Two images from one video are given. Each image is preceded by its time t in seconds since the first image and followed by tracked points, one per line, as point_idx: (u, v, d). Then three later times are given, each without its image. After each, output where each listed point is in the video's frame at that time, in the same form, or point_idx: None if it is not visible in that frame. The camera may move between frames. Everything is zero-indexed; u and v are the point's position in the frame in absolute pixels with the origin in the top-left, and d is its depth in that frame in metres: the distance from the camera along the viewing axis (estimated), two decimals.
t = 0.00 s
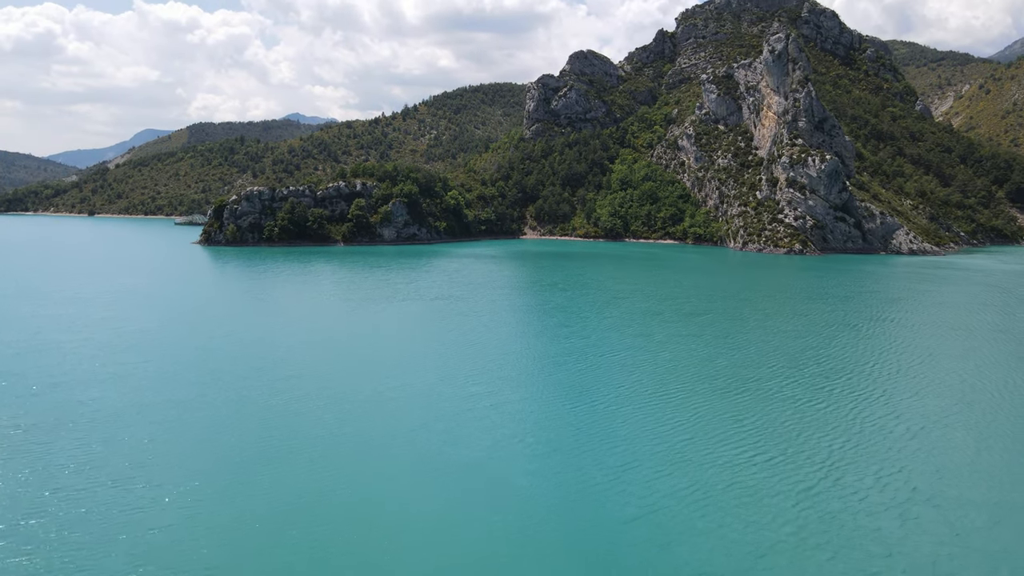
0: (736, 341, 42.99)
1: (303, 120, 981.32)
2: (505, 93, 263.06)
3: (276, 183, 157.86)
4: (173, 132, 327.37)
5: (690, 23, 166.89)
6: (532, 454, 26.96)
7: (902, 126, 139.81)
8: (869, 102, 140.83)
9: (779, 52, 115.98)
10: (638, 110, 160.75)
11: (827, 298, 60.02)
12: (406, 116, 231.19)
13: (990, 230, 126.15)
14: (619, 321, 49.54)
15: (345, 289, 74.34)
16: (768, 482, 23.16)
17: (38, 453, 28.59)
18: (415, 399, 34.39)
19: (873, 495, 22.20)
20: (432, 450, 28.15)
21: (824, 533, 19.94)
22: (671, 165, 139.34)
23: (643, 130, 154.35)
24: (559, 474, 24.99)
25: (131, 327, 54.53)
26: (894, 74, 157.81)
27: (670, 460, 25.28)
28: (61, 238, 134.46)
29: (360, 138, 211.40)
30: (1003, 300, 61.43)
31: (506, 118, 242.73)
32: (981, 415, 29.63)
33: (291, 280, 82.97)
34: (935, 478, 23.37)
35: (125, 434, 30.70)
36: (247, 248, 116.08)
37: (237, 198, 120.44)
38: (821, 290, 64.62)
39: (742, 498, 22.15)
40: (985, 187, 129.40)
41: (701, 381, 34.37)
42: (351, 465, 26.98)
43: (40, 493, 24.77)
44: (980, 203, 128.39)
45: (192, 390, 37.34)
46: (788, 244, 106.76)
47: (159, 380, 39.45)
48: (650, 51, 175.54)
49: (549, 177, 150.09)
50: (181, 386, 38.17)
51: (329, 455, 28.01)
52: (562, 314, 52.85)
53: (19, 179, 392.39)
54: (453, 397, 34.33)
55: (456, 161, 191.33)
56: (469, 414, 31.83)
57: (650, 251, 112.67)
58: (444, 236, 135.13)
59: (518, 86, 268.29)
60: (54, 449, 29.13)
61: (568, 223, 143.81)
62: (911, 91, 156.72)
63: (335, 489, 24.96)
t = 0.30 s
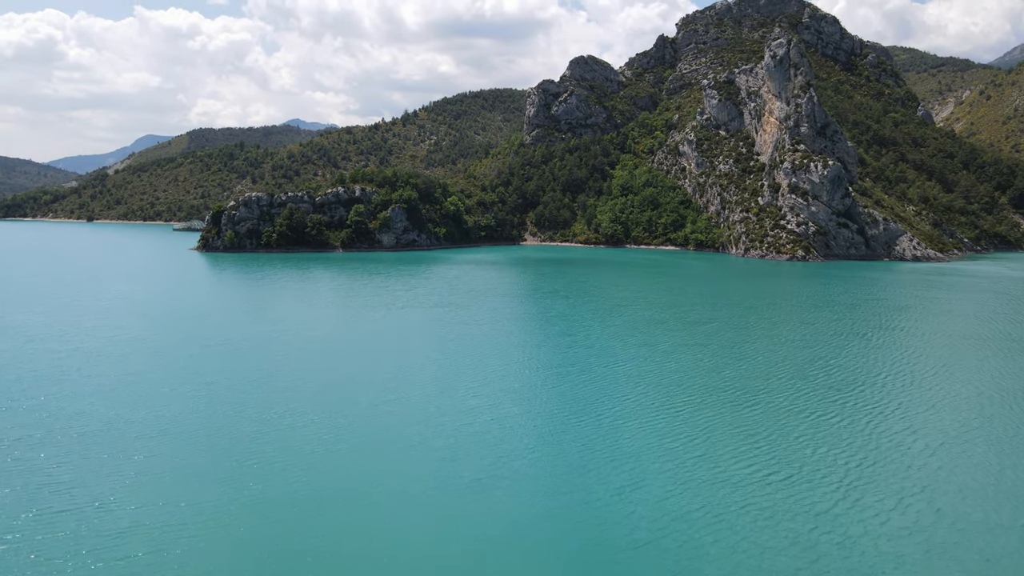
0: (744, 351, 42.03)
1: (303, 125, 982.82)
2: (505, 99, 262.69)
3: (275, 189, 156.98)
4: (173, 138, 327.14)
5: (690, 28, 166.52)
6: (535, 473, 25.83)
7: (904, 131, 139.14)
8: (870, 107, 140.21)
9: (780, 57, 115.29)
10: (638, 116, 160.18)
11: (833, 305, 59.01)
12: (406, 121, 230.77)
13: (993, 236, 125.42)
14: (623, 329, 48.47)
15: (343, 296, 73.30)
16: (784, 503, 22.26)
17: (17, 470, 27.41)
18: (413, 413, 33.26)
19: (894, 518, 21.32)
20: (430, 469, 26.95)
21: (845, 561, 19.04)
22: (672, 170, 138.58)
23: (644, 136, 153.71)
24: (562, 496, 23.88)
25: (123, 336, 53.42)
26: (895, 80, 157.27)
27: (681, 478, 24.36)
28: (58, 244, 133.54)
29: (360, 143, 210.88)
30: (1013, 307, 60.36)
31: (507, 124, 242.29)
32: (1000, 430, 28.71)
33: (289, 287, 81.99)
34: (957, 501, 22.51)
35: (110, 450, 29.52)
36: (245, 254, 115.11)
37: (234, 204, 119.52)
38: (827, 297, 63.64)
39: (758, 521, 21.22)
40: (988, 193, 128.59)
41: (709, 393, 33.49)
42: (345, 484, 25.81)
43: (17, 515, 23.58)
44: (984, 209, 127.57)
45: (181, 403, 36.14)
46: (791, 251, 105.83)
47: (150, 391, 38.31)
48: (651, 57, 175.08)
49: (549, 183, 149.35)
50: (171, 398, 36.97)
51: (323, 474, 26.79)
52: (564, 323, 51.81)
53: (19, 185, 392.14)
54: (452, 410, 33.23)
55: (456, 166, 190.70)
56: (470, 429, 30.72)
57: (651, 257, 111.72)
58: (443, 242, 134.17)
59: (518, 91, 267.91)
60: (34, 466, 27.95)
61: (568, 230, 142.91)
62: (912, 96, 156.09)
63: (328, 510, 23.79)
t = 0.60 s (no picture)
0: (749, 361, 41.02)
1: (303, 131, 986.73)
2: (505, 105, 262.39)
3: (274, 194, 156.27)
4: (173, 144, 326.79)
5: (691, 34, 166.11)
6: (537, 492, 24.73)
7: (906, 137, 138.43)
8: (872, 113, 139.56)
9: (782, 62, 114.55)
10: (639, 121, 159.57)
11: (839, 313, 58.00)
12: (406, 127, 230.39)
13: (996, 243, 124.62)
14: (626, 338, 47.42)
15: (341, 303, 72.24)
16: (801, 525, 21.19)
17: None
18: (410, 427, 32.15)
19: (918, 542, 20.22)
20: (427, 487, 25.82)
21: None
22: (674, 176, 137.82)
23: (645, 141, 153.07)
24: (566, 517, 22.73)
25: (115, 344, 52.34)
26: (897, 86, 156.71)
27: (691, 497, 23.32)
28: (56, 251, 132.61)
29: (360, 149, 210.45)
30: (1022, 315, 59.29)
31: (507, 129, 241.88)
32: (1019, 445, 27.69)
33: (286, 294, 80.98)
34: (981, 522, 21.47)
35: (95, 466, 28.39)
36: (243, 260, 114.21)
37: (232, 210, 118.53)
38: (832, 305, 62.64)
39: (773, 544, 20.17)
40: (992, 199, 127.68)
41: (715, 405, 32.47)
42: (339, 502, 24.77)
43: None
44: (987, 215, 126.71)
45: (171, 415, 35.01)
46: (793, 257, 104.86)
47: (139, 403, 37.17)
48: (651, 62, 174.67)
49: (550, 189, 148.62)
50: (160, 410, 35.85)
51: (315, 492, 25.63)
52: (566, 331, 50.79)
53: (19, 190, 392.13)
54: (451, 423, 32.11)
55: (456, 172, 190.02)
56: (469, 444, 29.61)
57: (652, 264, 110.71)
58: (443, 249, 133.21)
59: (518, 97, 267.65)
60: (14, 482, 26.86)
61: (569, 236, 141.98)
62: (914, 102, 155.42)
63: (317, 532, 22.67)
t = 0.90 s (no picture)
0: (756, 371, 39.95)
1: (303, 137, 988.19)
2: (505, 111, 262.00)
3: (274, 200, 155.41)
4: (173, 150, 326.29)
5: (691, 40, 165.80)
6: (539, 510, 23.76)
7: (908, 143, 137.72)
8: (873, 119, 138.90)
9: (784, 68, 114.01)
10: (639, 127, 159.01)
11: (846, 322, 56.94)
12: (406, 133, 230.03)
13: (1000, 249, 123.67)
14: (629, 348, 46.38)
15: (338, 311, 71.29)
16: (819, 549, 20.16)
17: None
18: (408, 442, 31.11)
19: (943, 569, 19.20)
20: (424, 507, 24.83)
21: None
22: (674, 183, 137.14)
23: (645, 147, 152.47)
24: (569, 538, 21.79)
25: (108, 354, 51.38)
26: (898, 92, 156.12)
27: (702, 517, 22.30)
28: (53, 257, 131.71)
29: (359, 155, 209.89)
30: None
31: (507, 135, 241.38)
32: None
33: (284, 301, 80.03)
34: (1008, 546, 20.46)
35: (79, 484, 27.35)
36: (241, 267, 113.29)
37: (231, 216, 117.75)
38: (837, 313, 61.59)
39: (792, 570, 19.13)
40: (995, 206, 126.73)
41: (723, 419, 31.41)
42: (333, 521, 23.86)
43: None
44: (990, 221, 125.78)
45: (161, 430, 33.96)
46: (795, 264, 103.90)
47: (128, 417, 36.12)
48: (652, 68, 174.37)
49: (550, 196, 147.93)
50: (150, 424, 34.81)
51: (309, 510, 24.74)
52: (567, 340, 49.83)
53: (18, 197, 391.80)
54: (450, 439, 31.07)
55: (456, 178, 189.33)
56: (469, 460, 28.56)
57: (653, 271, 109.84)
58: (442, 255, 132.26)
59: (518, 103, 267.31)
60: None
61: (569, 242, 141.12)
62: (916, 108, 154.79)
63: (310, 554, 21.76)
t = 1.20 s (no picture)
0: (764, 382, 38.89)
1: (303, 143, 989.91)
2: (505, 117, 261.70)
3: (273, 207, 154.57)
4: (173, 156, 326.00)
5: (692, 46, 165.51)
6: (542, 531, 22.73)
7: (910, 149, 137.07)
8: (875, 125, 138.31)
9: (785, 74, 113.41)
10: (640, 133, 158.48)
11: (853, 330, 55.89)
12: (406, 139, 229.61)
13: (1003, 256, 122.71)
14: (633, 358, 45.31)
15: (337, 319, 70.29)
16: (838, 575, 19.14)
17: None
18: (406, 459, 29.91)
19: None
20: (422, 527, 23.77)
21: None
22: (676, 189, 136.43)
23: (646, 153, 151.90)
24: (573, 562, 20.75)
25: (100, 363, 50.37)
26: (899, 98, 155.61)
27: (714, 540, 21.27)
28: (50, 264, 130.71)
29: (359, 162, 209.34)
30: None
31: (507, 141, 240.96)
32: None
33: (282, 309, 78.99)
34: None
35: (61, 504, 26.17)
36: (239, 274, 112.34)
37: (229, 222, 116.88)
38: (843, 321, 60.59)
39: None
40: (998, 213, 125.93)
41: (731, 432, 30.35)
42: (326, 542, 22.81)
43: None
44: (993, 228, 124.95)
45: (150, 444, 32.86)
46: (798, 271, 102.78)
47: (118, 430, 35.06)
48: (652, 74, 174.05)
49: (550, 202, 147.13)
50: (140, 438, 33.71)
51: (301, 530, 23.71)
52: (569, 350, 48.80)
53: (18, 203, 391.57)
54: (450, 455, 29.93)
55: (456, 185, 188.64)
56: (469, 479, 27.35)
57: (654, 278, 108.86)
58: (442, 262, 131.28)
59: (519, 110, 267.17)
60: None
61: (570, 249, 140.13)
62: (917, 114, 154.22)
63: None
